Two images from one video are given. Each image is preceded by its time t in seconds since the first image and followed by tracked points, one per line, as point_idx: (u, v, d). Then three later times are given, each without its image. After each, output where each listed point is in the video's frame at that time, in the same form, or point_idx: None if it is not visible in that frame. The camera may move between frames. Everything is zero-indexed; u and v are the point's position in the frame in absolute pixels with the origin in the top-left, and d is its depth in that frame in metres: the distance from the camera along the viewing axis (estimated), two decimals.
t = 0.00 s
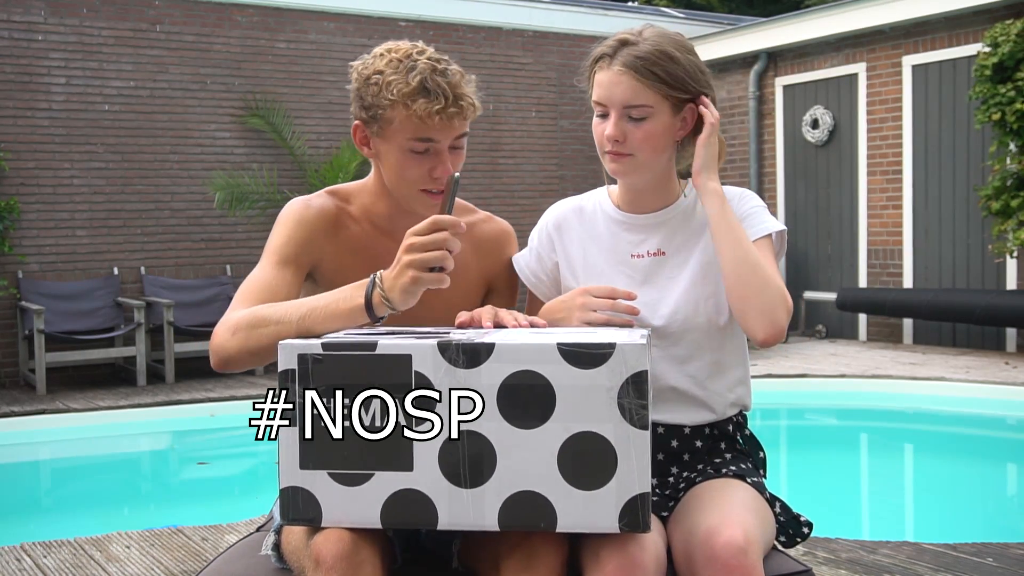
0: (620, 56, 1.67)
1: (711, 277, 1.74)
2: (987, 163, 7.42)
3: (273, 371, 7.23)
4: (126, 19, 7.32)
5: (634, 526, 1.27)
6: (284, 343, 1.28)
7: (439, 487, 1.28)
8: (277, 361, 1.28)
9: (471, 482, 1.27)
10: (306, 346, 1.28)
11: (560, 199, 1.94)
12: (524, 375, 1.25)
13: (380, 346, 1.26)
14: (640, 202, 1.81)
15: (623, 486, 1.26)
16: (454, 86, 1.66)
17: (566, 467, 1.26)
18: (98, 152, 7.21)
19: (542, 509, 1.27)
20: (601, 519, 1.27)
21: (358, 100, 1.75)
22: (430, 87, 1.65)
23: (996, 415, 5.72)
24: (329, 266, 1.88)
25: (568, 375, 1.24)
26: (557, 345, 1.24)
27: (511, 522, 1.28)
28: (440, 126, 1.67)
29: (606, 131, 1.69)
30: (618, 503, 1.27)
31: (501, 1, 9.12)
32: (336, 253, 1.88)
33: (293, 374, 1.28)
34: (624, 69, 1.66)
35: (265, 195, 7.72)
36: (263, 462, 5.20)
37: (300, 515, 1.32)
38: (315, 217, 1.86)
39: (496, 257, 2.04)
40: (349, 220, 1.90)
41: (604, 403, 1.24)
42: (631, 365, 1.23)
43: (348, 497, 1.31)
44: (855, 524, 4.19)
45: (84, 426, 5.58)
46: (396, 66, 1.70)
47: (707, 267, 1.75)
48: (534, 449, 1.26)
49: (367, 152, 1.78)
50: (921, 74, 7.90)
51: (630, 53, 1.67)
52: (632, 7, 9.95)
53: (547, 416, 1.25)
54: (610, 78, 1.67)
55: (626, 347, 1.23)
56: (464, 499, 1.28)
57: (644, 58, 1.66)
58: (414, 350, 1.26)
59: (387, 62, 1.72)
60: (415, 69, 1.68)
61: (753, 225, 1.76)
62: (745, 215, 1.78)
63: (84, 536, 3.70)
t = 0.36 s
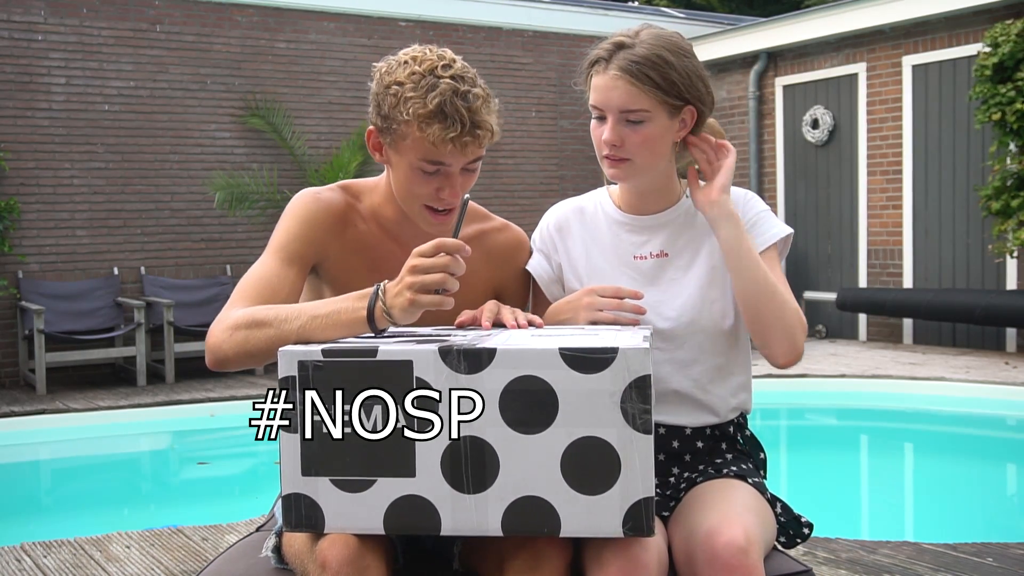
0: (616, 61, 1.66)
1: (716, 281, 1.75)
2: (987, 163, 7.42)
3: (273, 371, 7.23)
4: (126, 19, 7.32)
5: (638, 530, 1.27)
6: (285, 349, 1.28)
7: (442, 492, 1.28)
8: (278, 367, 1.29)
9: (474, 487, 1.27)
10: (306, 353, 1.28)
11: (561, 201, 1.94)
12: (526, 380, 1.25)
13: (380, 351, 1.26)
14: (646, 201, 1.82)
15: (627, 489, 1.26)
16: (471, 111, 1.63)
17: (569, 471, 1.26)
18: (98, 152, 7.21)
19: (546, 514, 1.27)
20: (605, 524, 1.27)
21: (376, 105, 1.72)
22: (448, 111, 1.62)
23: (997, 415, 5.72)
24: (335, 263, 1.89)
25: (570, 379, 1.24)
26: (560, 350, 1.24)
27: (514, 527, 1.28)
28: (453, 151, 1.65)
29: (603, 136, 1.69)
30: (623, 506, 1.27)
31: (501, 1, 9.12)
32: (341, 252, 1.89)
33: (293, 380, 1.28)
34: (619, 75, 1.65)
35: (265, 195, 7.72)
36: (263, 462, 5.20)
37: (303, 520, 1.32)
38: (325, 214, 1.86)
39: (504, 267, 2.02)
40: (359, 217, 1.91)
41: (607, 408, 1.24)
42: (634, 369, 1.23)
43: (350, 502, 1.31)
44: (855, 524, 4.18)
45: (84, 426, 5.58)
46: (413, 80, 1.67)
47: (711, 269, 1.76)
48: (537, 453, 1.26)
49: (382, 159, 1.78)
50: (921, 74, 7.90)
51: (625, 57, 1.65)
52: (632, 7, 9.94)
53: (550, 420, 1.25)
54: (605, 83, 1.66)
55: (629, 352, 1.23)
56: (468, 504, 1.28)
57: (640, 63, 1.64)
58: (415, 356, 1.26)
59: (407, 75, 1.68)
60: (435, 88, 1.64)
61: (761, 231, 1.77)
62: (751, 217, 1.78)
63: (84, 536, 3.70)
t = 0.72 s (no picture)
0: (629, 66, 1.65)
1: (720, 290, 1.75)
2: (987, 163, 7.42)
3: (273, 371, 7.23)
4: (126, 19, 7.32)
5: (638, 528, 1.27)
6: (285, 348, 1.28)
7: (442, 491, 1.28)
8: (278, 365, 1.28)
9: (474, 485, 1.27)
10: (306, 351, 1.27)
11: (565, 199, 1.93)
12: (527, 379, 1.25)
13: (380, 350, 1.26)
14: (651, 205, 1.81)
15: (627, 488, 1.26)
16: (459, 109, 1.63)
17: (570, 470, 1.26)
18: (98, 152, 7.21)
19: (546, 513, 1.27)
20: (605, 523, 1.27)
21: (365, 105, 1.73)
22: (436, 109, 1.62)
23: (996, 415, 5.71)
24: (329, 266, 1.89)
25: (571, 378, 1.24)
26: (559, 349, 1.24)
27: (515, 526, 1.28)
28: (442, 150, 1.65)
29: (617, 143, 1.68)
30: (623, 505, 1.27)
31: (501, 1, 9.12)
32: (336, 254, 1.89)
33: (293, 379, 1.28)
34: (633, 80, 1.64)
35: (265, 195, 7.72)
36: (263, 462, 5.20)
37: (302, 519, 1.32)
38: (318, 215, 1.86)
39: (499, 265, 2.02)
40: (351, 219, 1.91)
41: (607, 407, 1.24)
42: (634, 368, 1.23)
43: (350, 500, 1.31)
44: (854, 524, 4.19)
45: (84, 426, 5.58)
46: (401, 78, 1.67)
47: (716, 279, 1.76)
48: (536, 451, 1.26)
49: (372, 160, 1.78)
50: (921, 74, 7.90)
51: (639, 62, 1.65)
52: (632, 7, 9.94)
53: (549, 419, 1.25)
54: (619, 89, 1.65)
55: (629, 351, 1.24)
56: (468, 503, 1.28)
57: (654, 67, 1.65)
58: (416, 354, 1.26)
59: (393, 74, 1.69)
60: (424, 87, 1.64)
61: (775, 245, 1.75)
62: (762, 229, 1.77)
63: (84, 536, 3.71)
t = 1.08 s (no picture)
0: (664, 73, 1.65)
1: (726, 298, 1.76)
2: (987, 163, 7.42)
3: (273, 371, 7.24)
4: (126, 19, 7.32)
5: (636, 526, 1.27)
6: (284, 346, 1.28)
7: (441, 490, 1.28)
8: (277, 363, 1.28)
9: (472, 484, 1.27)
10: (305, 349, 1.27)
11: (575, 194, 1.92)
12: (526, 377, 1.25)
13: (379, 348, 1.26)
14: (661, 208, 1.81)
15: (626, 487, 1.26)
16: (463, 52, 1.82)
17: (568, 469, 1.26)
18: (98, 152, 7.21)
19: (545, 512, 1.27)
20: (603, 522, 1.27)
21: (371, 76, 1.79)
22: (449, 48, 1.80)
23: (996, 415, 5.71)
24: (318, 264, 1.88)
25: (570, 377, 1.24)
26: (559, 348, 1.24)
27: (513, 525, 1.28)
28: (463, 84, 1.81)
29: (646, 149, 1.67)
30: (621, 504, 1.27)
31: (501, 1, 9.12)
32: (325, 249, 1.88)
33: (293, 377, 1.28)
34: (671, 86, 1.64)
35: (265, 195, 7.72)
36: (263, 462, 5.20)
37: (301, 517, 1.32)
38: (303, 214, 1.86)
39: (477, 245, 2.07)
40: (336, 214, 1.90)
41: (606, 405, 1.24)
42: (633, 367, 1.23)
43: (348, 499, 1.31)
44: (855, 524, 4.18)
45: (83, 427, 5.57)
46: (406, 37, 1.79)
47: (723, 286, 1.76)
48: (536, 451, 1.26)
49: (389, 131, 1.80)
50: (921, 73, 7.90)
51: (676, 69, 1.64)
52: (632, 7, 9.94)
53: (548, 418, 1.25)
54: (653, 95, 1.64)
55: (628, 349, 1.23)
56: (467, 502, 1.28)
57: (690, 75, 1.64)
58: (415, 352, 1.26)
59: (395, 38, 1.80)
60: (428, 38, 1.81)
61: (783, 256, 1.76)
62: (772, 239, 1.78)
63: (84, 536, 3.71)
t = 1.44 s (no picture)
0: (665, 69, 1.65)
1: (729, 298, 1.76)
2: (987, 163, 7.42)
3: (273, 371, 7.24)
4: (126, 19, 7.32)
5: (635, 527, 1.27)
6: (285, 344, 1.29)
7: (440, 489, 1.28)
8: (278, 361, 1.29)
9: (471, 483, 1.27)
10: (306, 347, 1.28)
11: (577, 195, 1.92)
12: (526, 376, 1.25)
13: (380, 347, 1.26)
14: (663, 209, 1.81)
15: (625, 487, 1.26)
16: (436, 43, 1.82)
17: (567, 468, 1.26)
18: (98, 152, 7.21)
19: (544, 511, 1.27)
20: (602, 523, 1.27)
21: (345, 76, 1.81)
22: (423, 44, 1.80)
23: (996, 415, 5.72)
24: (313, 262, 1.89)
25: (570, 376, 1.24)
26: (559, 347, 1.24)
27: (513, 524, 1.28)
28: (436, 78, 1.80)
29: (646, 147, 1.66)
30: (619, 505, 1.27)
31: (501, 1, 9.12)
32: (320, 247, 1.89)
33: (293, 376, 1.28)
34: (671, 82, 1.64)
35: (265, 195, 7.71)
36: (263, 462, 5.20)
37: (301, 516, 1.32)
38: (299, 211, 1.87)
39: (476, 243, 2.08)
40: (331, 212, 1.91)
41: (606, 405, 1.24)
42: (633, 367, 1.23)
43: (348, 498, 1.31)
44: (854, 524, 4.19)
45: (84, 426, 5.58)
46: (378, 35, 1.80)
47: (726, 287, 1.76)
48: (535, 450, 1.26)
49: (365, 129, 1.81)
50: (921, 74, 7.90)
51: (676, 65, 1.65)
52: (632, 7, 9.94)
53: (548, 417, 1.25)
54: (653, 92, 1.65)
55: (628, 349, 1.24)
56: (466, 501, 1.28)
57: (691, 72, 1.65)
58: (416, 350, 1.26)
59: (367, 35, 1.81)
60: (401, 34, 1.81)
61: (787, 256, 1.76)
62: (775, 240, 1.78)
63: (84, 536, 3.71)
